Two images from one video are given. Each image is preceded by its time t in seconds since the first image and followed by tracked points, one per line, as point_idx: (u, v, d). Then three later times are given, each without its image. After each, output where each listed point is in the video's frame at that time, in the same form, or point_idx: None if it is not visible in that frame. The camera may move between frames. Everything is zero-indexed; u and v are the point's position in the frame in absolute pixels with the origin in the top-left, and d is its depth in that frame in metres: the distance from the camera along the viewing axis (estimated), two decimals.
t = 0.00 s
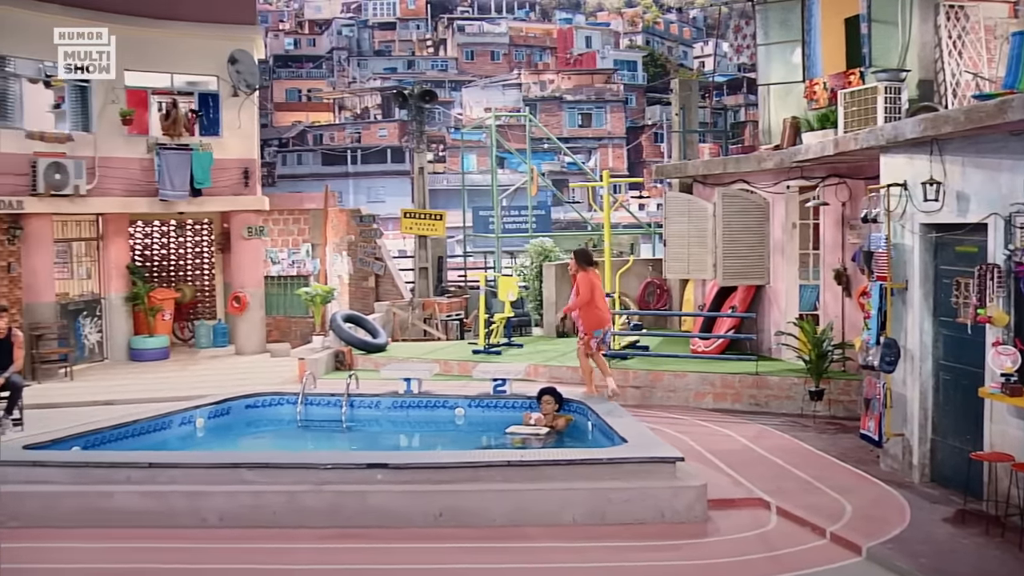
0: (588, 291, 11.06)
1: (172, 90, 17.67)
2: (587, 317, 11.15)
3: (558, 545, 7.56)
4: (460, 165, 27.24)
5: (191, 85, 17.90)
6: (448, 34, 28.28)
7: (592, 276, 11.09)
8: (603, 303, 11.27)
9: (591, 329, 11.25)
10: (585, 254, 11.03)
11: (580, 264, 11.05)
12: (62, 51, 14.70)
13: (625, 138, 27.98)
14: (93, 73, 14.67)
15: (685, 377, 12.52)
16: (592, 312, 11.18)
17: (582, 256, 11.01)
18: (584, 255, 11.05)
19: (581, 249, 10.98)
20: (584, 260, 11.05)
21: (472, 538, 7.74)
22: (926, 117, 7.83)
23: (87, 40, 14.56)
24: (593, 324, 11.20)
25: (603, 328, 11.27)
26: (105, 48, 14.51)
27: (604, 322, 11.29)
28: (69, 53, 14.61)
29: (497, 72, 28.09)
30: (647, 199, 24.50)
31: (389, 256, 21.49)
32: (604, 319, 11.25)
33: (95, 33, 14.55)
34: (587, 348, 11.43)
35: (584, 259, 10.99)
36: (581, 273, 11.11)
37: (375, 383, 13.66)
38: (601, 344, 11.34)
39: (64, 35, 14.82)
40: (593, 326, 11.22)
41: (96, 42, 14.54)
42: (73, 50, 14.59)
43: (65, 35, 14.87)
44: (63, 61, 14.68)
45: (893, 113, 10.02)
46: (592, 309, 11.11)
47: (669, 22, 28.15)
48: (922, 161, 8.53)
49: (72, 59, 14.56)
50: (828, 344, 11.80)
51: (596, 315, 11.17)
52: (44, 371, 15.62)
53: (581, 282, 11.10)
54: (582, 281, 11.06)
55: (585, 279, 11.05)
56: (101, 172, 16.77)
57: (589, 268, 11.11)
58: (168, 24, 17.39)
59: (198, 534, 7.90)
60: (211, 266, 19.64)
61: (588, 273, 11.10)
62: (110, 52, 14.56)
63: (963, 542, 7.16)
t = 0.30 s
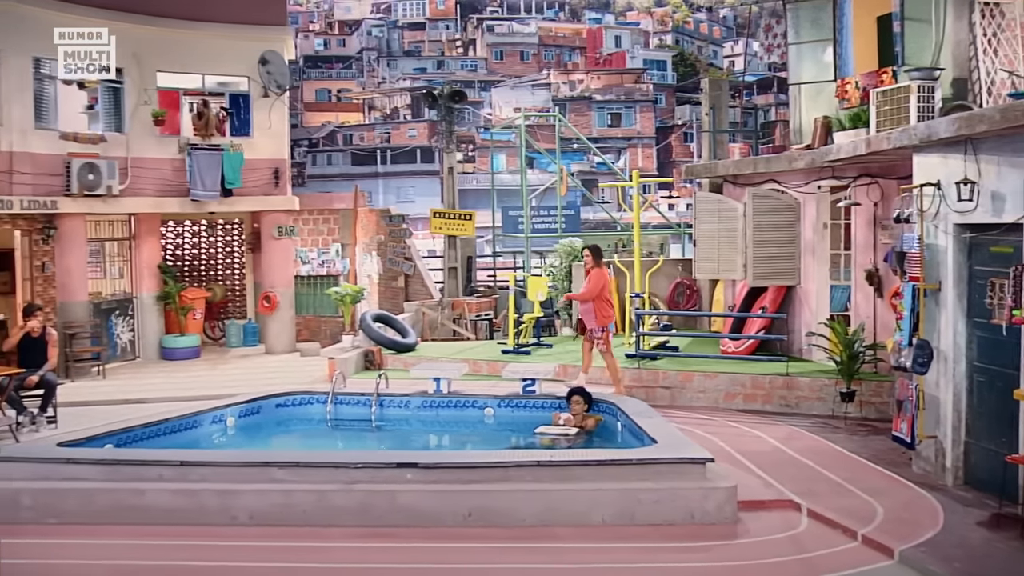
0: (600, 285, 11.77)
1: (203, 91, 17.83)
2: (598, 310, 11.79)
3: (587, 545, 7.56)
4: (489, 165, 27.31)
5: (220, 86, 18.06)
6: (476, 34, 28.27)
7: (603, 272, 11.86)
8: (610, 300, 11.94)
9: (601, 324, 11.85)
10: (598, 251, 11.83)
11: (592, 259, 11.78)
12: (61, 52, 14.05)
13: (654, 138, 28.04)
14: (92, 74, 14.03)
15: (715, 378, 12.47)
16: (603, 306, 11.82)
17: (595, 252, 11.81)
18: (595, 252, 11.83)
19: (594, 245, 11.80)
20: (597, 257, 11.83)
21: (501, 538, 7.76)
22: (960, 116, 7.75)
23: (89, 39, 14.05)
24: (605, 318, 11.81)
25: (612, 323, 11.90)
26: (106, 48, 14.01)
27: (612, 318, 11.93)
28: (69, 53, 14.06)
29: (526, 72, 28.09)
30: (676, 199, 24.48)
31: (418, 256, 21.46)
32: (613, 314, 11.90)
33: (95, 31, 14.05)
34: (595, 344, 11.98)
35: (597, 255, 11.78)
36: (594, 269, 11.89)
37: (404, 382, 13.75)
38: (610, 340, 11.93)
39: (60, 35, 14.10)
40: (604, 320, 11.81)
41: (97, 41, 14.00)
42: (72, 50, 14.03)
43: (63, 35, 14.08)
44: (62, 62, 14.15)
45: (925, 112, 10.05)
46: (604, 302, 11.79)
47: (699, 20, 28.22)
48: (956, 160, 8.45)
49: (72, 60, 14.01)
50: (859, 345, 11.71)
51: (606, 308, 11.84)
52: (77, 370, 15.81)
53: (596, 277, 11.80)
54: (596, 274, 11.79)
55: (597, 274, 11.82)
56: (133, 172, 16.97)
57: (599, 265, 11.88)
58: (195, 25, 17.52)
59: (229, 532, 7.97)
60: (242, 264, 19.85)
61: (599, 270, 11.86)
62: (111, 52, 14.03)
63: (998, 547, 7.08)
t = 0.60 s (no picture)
0: (601, 288, 11.68)
1: (232, 91, 17.98)
2: (597, 311, 11.78)
3: (616, 546, 7.56)
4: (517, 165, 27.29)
5: (251, 86, 18.21)
6: (505, 34, 28.17)
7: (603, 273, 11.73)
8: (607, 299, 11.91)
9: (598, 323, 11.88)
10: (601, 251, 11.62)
11: (595, 261, 11.58)
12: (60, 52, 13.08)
13: (683, 138, 27.88)
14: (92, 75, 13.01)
15: (744, 379, 12.40)
16: (601, 307, 11.80)
17: (598, 253, 11.57)
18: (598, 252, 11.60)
19: (598, 246, 11.54)
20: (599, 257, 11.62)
21: (530, 538, 7.77)
22: (995, 115, 7.67)
23: (88, 38, 13.01)
24: (602, 318, 11.81)
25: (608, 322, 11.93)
26: (106, 48, 13.00)
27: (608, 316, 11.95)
28: (69, 53, 13.09)
29: (555, 72, 28.08)
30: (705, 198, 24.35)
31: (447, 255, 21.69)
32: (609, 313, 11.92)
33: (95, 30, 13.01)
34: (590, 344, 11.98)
35: (600, 257, 11.57)
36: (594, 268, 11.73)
37: (433, 381, 13.81)
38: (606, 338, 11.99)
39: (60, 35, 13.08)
40: (602, 320, 11.83)
41: (97, 41, 12.99)
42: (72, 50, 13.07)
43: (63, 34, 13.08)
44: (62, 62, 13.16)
45: (958, 111, 9.79)
46: (604, 303, 11.76)
47: (728, 20, 28.08)
48: (990, 160, 8.37)
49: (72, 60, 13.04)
50: (891, 346, 11.61)
51: (604, 309, 11.84)
52: (109, 368, 16.04)
53: (597, 276, 11.72)
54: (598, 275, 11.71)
55: (598, 275, 11.69)
56: (164, 172, 17.13)
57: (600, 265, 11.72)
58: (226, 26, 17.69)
59: (259, 530, 8.04)
60: (271, 264, 19.95)
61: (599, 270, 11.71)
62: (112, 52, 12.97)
63: None
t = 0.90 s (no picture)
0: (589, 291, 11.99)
1: (261, 92, 18.16)
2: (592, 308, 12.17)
3: (643, 547, 7.55)
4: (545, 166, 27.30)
5: (280, 87, 18.41)
6: (533, 34, 28.22)
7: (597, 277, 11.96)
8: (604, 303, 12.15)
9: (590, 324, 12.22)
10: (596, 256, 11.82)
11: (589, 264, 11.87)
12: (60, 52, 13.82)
13: (712, 138, 27.75)
14: (92, 74, 13.76)
15: (773, 380, 12.35)
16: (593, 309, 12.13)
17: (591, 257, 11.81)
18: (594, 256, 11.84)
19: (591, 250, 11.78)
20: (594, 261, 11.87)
21: (558, 539, 7.77)
22: None
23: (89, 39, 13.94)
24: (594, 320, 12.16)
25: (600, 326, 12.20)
26: (106, 48, 13.81)
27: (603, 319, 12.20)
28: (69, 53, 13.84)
29: (582, 71, 28.16)
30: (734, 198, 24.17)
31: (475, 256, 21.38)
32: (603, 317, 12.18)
33: (95, 32, 13.96)
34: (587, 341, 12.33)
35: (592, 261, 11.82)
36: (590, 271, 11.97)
37: (460, 381, 13.87)
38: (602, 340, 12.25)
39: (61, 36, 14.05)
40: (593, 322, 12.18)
41: (97, 41, 13.85)
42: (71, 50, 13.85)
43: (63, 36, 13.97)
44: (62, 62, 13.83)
45: (991, 110, 9.71)
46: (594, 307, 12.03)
47: (756, 19, 27.97)
48: (1022, 160, 8.26)
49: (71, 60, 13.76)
50: (921, 347, 11.49)
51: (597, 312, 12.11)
52: (139, 367, 16.14)
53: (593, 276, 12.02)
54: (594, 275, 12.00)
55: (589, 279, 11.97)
56: (194, 173, 17.27)
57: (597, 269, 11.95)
58: (255, 27, 17.81)
59: (288, 529, 8.10)
60: (299, 263, 20.04)
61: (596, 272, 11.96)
62: (111, 52, 13.77)
63: None
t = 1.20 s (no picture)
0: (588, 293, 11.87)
1: (290, 92, 18.26)
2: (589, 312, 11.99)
3: (670, 548, 7.53)
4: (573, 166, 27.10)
5: (307, 87, 18.43)
6: (560, 34, 28.32)
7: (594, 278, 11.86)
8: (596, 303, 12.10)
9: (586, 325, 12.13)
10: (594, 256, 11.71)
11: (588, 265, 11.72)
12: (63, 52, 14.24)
13: (740, 137, 27.61)
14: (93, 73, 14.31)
15: (802, 381, 12.29)
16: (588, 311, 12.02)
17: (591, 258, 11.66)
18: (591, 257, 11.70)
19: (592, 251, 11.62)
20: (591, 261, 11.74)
21: (584, 539, 7.77)
22: None
23: (89, 39, 14.44)
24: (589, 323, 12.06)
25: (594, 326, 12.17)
26: (106, 48, 14.36)
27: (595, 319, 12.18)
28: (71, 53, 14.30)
29: (610, 71, 28.15)
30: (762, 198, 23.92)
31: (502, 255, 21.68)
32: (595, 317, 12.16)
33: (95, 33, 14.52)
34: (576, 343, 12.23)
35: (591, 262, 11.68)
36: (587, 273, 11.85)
37: (488, 381, 13.91)
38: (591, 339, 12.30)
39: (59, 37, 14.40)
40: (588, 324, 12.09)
41: (96, 41, 14.39)
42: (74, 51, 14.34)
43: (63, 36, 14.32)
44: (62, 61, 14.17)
45: None
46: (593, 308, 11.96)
47: (786, 18, 27.57)
48: None
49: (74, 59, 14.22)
50: (952, 349, 11.37)
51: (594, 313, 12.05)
52: (168, 366, 16.29)
53: (586, 277, 11.88)
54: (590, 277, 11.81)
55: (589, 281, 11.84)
56: (222, 173, 17.42)
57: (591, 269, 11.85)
58: (284, 28, 17.93)
59: (316, 527, 8.16)
60: (327, 263, 20.19)
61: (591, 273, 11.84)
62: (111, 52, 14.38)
63: None
